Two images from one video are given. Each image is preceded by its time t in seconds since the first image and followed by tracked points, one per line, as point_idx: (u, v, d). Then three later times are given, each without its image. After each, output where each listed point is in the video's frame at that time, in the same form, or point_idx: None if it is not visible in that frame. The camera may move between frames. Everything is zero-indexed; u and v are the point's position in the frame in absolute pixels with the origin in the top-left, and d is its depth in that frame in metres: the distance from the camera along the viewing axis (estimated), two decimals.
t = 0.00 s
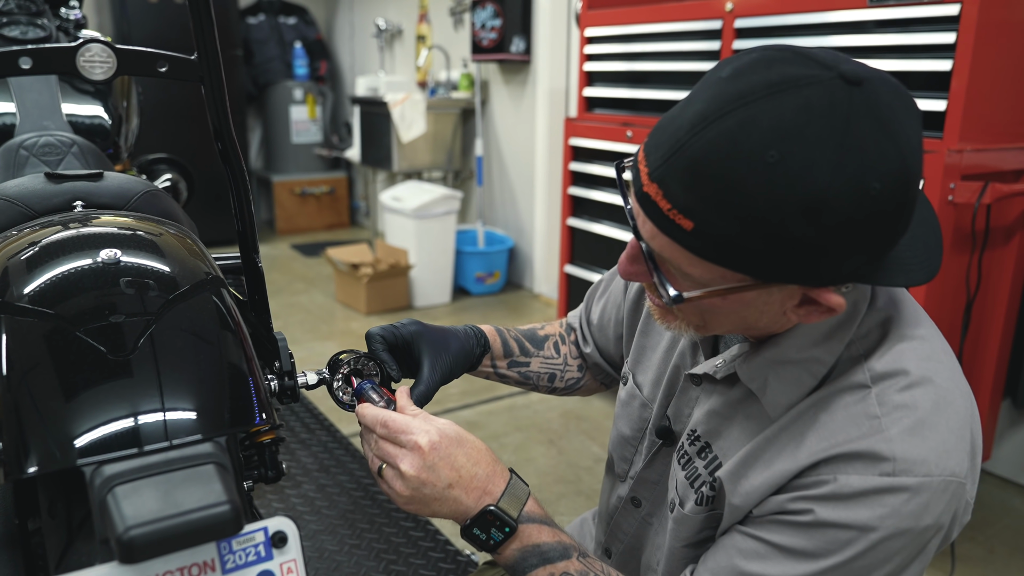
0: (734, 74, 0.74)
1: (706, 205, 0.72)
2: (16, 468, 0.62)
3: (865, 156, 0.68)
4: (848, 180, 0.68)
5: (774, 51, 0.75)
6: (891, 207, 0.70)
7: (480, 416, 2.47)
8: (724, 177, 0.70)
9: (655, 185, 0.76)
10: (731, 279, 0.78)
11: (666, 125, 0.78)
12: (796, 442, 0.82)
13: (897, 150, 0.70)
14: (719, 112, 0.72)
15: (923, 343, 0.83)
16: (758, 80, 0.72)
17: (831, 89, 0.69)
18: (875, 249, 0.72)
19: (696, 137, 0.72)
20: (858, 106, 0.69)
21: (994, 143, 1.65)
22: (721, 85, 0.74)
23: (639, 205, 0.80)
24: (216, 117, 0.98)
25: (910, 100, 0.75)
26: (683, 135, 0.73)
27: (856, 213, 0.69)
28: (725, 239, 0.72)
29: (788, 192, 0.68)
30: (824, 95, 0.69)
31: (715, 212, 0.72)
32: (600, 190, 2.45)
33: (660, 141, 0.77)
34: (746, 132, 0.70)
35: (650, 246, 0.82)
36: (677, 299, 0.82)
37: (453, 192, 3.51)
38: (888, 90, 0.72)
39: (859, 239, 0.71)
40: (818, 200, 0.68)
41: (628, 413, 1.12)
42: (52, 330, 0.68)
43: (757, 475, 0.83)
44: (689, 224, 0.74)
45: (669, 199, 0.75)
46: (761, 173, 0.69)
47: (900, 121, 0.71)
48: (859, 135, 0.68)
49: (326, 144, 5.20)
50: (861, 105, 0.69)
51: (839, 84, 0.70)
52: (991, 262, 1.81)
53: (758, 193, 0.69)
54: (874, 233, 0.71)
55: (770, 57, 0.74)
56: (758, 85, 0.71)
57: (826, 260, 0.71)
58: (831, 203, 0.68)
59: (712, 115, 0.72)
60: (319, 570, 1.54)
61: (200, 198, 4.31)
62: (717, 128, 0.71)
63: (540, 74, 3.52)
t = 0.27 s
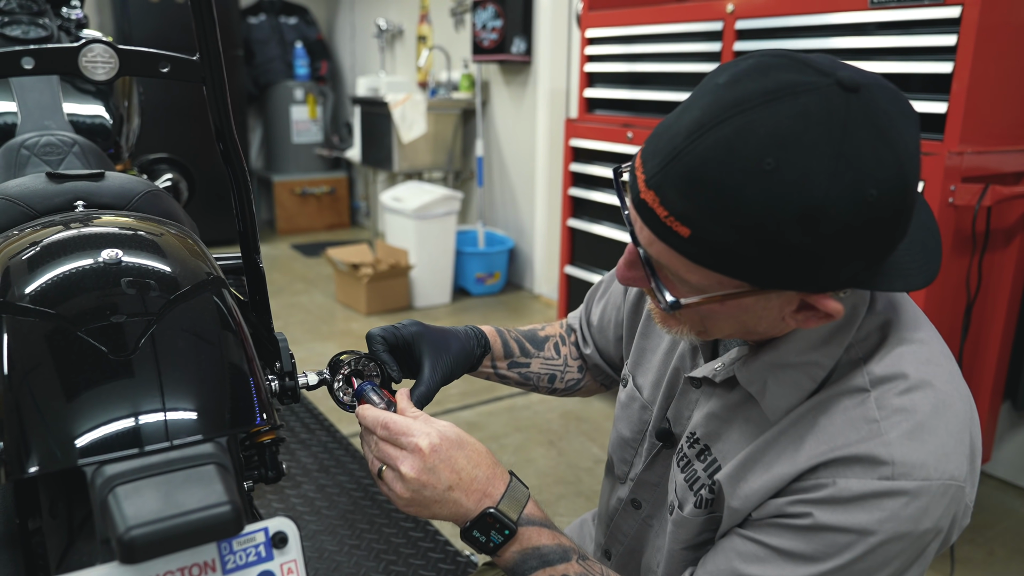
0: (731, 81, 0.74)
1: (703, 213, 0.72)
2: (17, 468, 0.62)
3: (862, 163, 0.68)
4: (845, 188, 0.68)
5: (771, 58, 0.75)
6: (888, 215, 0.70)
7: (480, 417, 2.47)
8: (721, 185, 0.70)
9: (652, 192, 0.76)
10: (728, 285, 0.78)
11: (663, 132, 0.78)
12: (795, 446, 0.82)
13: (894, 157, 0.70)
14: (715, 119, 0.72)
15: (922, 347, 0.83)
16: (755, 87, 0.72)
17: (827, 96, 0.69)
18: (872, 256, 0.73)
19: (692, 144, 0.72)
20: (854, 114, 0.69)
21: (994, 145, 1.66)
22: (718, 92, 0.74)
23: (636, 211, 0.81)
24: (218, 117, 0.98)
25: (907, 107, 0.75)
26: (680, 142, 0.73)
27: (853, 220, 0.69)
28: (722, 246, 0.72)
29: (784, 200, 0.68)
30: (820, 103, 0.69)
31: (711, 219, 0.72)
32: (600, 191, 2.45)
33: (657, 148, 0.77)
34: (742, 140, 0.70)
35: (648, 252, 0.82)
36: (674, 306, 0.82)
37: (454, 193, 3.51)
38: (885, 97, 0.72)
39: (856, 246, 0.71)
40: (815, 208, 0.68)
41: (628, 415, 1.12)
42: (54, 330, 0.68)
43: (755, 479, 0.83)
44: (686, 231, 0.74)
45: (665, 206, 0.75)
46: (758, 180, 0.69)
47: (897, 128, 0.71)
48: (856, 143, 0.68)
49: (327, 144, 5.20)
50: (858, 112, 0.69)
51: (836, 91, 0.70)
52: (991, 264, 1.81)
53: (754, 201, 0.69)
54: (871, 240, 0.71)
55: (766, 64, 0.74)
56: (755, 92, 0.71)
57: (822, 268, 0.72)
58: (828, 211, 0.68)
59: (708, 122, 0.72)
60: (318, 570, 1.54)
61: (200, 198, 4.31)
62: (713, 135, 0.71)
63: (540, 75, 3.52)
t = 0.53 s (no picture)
0: (715, 83, 0.74)
1: (687, 214, 0.72)
2: (15, 467, 0.62)
3: (844, 164, 0.68)
4: (828, 188, 0.68)
5: (755, 59, 0.75)
6: (872, 215, 0.70)
7: (480, 418, 2.47)
8: (704, 186, 0.70)
9: (637, 193, 0.76)
10: (715, 285, 0.78)
11: (648, 134, 0.77)
12: (790, 445, 0.82)
13: (878, 157, 0.70)
14: (699, 121, 0.72)
15: (916, 345, 0.83)
16: (738, 89, 0.72)
17: (810, 97, 0.69)
18: (858, 256, 0.73)
19: (676, 145, 0.72)
20: (837, 114, 0.69)
21: (994, 146, 1.65)
22: (702, 93, 0.74)
23: (623, 213, 0.80)
24: (216, 116, 0.98)
25: (892, 107, 0.75)
26: (664, 144, 0.73)
27: (836, 221, 0.69)
28: (706, 247, 0.72)
29: (766, 201, 0.69)
30: (802, 103, 0.69)
31: (695, 221, 0.72)
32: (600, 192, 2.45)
33: (642, 150, 0.77)
34: (726, 141, 0.70)
35: (635, 253, 0.81)
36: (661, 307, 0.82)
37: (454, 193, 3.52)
38: (868, 98, 0.72)
39: (839, 247, 0.71)
40: (798, 208, 0.68)
41: (624, 416, 1.12)
42: (51, 329, 0.68)
43: (750, 479, 0.83)
44: (670, 231, 0.74)
45: (650, 208, 0.75)
46: (741, 182, 0.69)
47: (880, 128, 0.71)
48: (839, 144, 0.69)
49: (327, 144, 5.20)
50: (841, 113, 0.69)
51: (818, 92, 0.70)
52: (991, 265, 1.81)
53: (737, 202, 0.69)
54: (855, 240, 0.71)
55: (750, 66, 0.74)
56: (738, 94, 0.71)
57: (806, 268, 0.72)
58: (811, 211, 0.68)
59: (692, 123, 0.72)
60: (317, 570, 1.53)
61: (200, 198, 4.31)
62: (697, 136, 0.71)
63: (540, 75, 3.52)
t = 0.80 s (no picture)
0: (687, 81, 0.75)
1: (665, 209, 0.72)
2: (10, 465, 0.62)
3: (817, 155, 0.69)
4: (802, 180, 0.68)
5: (727, 56, 0.76)
6: (849, 205, 0.70)
7: (479, 418, 2.47)
8: (680, 180, 0.71)
9: (616, 191, 0.76)
10: (697, 280, 0.78)
11: (625, 133, 0.78)
12: (782, 440, 0.82)
13: (850, 147, 0.70)
14: (673, 117, 0.72)
15: (906, 339, 0.83)
16: (710, 84, 0.72)
17: (782, 89, 0.70)
18: (837, 248, 0.73)
19: (651, 142, 0.73)
20: (809, 105, 0.69)
21: (992, 147, 1.66)
22: (675, 91, 0.75)
23: (605, 213, 0.81)
24: (213, 116, 0.98)
25: (866, 100, 0.75)
26: (639, 141, 0.74)
27: (813, 211, 0.69)
28: (686, 241, 0.73)
29: (742, 193, 0.69)
30: (774, 95, 0.70)
31: (673, 215, 0.72)
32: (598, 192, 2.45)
33: (619, 149, 0.78)
34: (698, 136, 0.70)
35: (619, 252, 0.81)
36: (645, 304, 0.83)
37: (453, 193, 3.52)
38: (841, 90, 0.73)
39: (818, 238, 0.71)
40: (773, 199, 0.69)
41: (618, 419, 1.12)
42: (48, 328, 0.68)
43: (742, 475, 0.83)
44: (650, 227, 0.74)
45: (629, 205, 0.75)
46: (716, 175, 0.69)
47: (854, 119, 0.71)
48: (811, 135, 0.69)
49: (326, 144, 5.20)
50: (813, 104, 0.70)
51: (790, 84, 0.70)
52: (989, 265, 1.81)
53: (713, 196, 0.70)
54: (833, 231, 0.71)
55: (722, 62, 0.75)
56: (710, 89, 0.72)
57: (786, 261, 0.72)
58: (786, 202, 0.69)
59: (666, 120, 0.73)
60: (314, 570, 1.53)
61: (199, 198, 4.31)
62: (671, 133, 0.72)
63: (539, 75, 3.52)
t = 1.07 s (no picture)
0: (688, 81, 0.75)
1: (664, 210, 0.73)
2: (10, 465, 0.62)
3: (817, 157, 0.69)
4: (801, 181, 0.69)
5: (728, 57, 0.76)
6: (848, 207, 0.70)
7: (478, 418, 2.47)
8: (679, 181, 0.71)
9: (616, 191, 0.77)
10: (696, 282, 0.78)
11: (625, 134, 0.78)
12: (781, 442, 0.82)
13: (850, 149, 0.70)
14: (673, 118, 0.73)
15: (905, 341, 0.83)
16: (711, 86, 0.73)
17: (781, 91, 0.70)
18: (836, 249, 0.73)
19: (651, 142, 0.73)
20: (809, 107, 0.70)
21: (991, 148, 1.66)
22: (676, 92, 0.75)
23: (604, 213, 0.81)
24: (213, 116, 0.98)
25: (865, 102, 0.75)
26: (640, 141, 0.74)
27: (811, 213, 0.69)
28: (685, 242, 0.73)
29: (741, 194, 0.69)
30: (774, 97, 0.70)
31: (672, 216, 0.72)
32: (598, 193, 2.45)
33: (619, 149, 0.78)
34: (698, 137, 0.70)
35: (618, 253, 0.82)
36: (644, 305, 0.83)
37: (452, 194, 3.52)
38: (841, 92, 0.73)
39: (816, 240, 0.71)
40: (772, 200, 0.69)
41: (617, 420, 1.12)
42: (48, 328, 0.68)
43: (741, 477, 0.83)
44: (649, 228, 0.74)
45: (628, 205, 0.76)
46: (715, 176, 0.69)
47: (853, 121, 0.72)
48: (810, 136, 0.69)
49: (326, 144, 5.20)
50: (813, 106, 0.70)
51: (790, 86, 0.70)
52: (987, 267, 1.81)
53: (712, 197, 0.70)
54: (832, 233, 0.71)
55: (723, 64, 0.75)
56: (710, 90, 0.72)
57: (784, 262, 0.72)
58: (786, 203, 0.69)
59: (666, 121, 0.73)
60: (313, 570, 1.53)
61: (199, 198, 4.32)
62: (670, 133, 0.72)
63: (539, 76, 3.52)
